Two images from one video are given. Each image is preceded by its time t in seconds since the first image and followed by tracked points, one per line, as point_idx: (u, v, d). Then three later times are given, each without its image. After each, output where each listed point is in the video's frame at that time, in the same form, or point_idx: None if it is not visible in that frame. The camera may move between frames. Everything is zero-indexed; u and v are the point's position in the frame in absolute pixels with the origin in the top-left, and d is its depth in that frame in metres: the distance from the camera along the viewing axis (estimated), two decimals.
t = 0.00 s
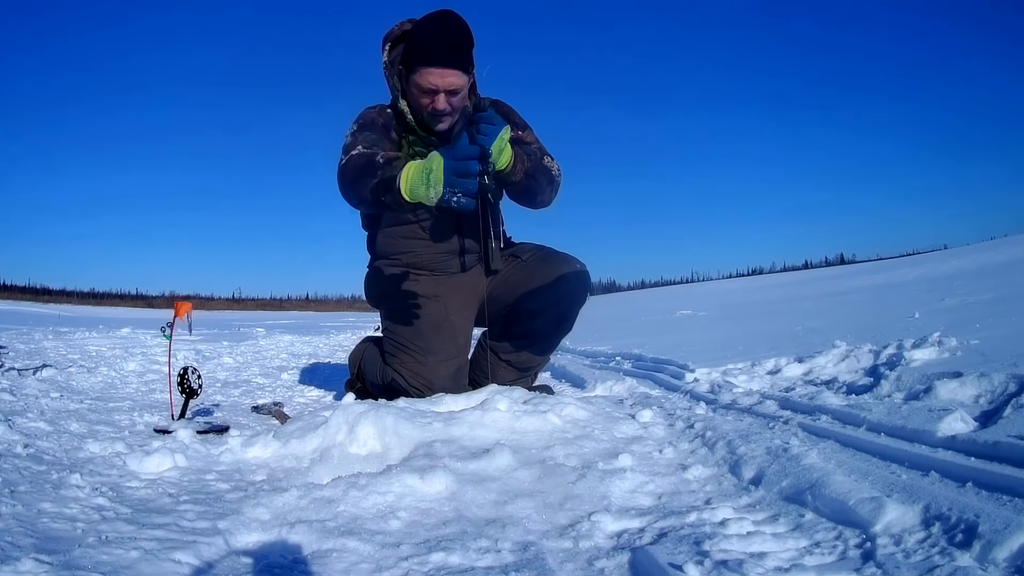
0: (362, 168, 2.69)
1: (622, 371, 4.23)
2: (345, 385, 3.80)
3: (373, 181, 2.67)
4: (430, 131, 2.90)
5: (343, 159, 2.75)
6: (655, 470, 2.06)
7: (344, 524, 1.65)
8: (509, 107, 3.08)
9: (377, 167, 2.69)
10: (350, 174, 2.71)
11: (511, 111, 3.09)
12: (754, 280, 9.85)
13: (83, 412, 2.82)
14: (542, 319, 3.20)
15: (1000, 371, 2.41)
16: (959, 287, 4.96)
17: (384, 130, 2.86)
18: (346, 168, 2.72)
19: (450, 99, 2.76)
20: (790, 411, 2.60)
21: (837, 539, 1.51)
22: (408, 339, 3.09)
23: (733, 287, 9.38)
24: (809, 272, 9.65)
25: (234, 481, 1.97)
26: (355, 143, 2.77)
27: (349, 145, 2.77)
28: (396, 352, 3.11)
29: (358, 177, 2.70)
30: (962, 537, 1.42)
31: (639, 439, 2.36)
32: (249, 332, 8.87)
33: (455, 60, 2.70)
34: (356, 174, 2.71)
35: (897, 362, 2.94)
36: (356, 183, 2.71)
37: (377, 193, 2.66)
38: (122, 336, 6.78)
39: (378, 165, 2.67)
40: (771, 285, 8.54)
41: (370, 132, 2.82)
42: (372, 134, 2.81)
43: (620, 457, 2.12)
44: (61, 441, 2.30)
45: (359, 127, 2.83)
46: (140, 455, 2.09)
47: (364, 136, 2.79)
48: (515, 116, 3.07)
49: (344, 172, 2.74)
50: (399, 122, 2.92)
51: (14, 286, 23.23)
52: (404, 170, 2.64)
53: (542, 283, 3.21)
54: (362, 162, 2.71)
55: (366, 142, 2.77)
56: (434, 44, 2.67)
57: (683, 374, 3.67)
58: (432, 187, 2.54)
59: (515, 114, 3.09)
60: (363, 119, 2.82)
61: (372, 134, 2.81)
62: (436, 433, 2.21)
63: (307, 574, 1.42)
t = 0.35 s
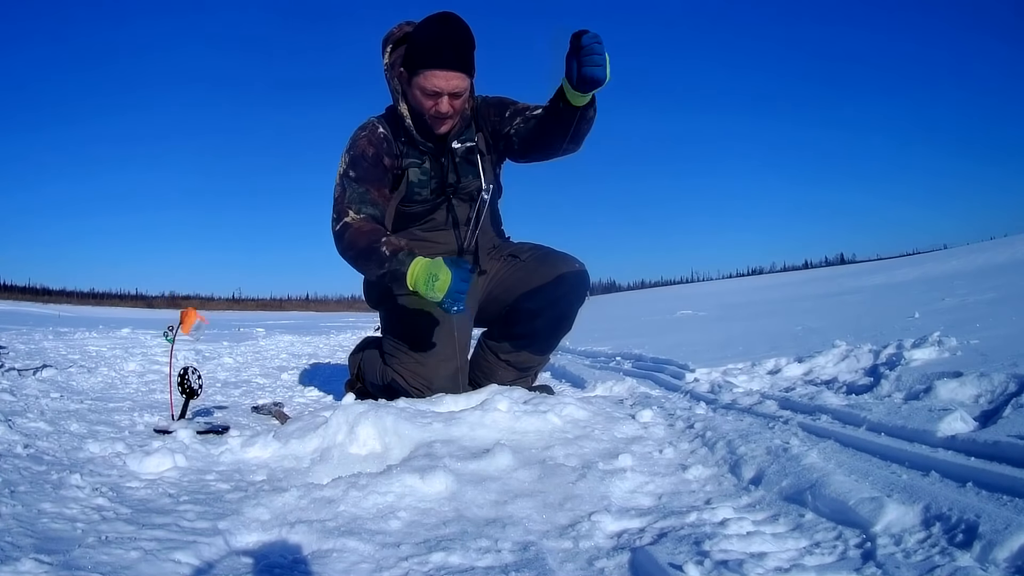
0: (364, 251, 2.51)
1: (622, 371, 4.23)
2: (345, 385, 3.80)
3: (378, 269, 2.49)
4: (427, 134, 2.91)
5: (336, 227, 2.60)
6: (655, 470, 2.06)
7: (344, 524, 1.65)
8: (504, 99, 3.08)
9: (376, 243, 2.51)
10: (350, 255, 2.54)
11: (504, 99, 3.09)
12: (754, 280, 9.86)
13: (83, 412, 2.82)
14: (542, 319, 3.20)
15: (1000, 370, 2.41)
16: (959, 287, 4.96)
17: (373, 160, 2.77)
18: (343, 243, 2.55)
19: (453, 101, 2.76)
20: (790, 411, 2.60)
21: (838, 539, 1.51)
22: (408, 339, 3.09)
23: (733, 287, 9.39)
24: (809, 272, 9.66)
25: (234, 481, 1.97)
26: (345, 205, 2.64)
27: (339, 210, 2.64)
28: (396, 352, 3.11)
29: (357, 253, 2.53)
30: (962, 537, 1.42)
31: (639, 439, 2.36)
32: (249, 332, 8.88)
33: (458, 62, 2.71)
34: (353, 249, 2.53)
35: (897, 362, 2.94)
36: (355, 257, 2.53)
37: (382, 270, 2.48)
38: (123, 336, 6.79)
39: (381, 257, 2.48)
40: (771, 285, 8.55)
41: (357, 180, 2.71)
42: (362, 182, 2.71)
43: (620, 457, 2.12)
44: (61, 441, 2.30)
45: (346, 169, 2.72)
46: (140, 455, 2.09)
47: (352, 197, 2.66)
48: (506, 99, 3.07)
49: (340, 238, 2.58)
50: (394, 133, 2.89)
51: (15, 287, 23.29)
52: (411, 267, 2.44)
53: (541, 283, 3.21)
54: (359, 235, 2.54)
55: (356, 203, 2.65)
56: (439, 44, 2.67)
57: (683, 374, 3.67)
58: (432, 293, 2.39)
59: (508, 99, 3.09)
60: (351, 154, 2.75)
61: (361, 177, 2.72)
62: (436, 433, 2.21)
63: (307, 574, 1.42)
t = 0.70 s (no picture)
0: (353, 168, 2.58)
1: (622, 371, 4.23)
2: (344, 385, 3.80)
3: (371, 175, 2.57)
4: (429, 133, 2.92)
5: (324, 159, 2.64)
6: (655, 470, 2.06)
7: (345, 524, 1.65)
8: (514, 113, 3.09)
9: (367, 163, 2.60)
10: (334, 178, 2.58)
11: (516, 116, 3.09)
12: (754, 279, 9.85)
13: (82, 412, 2.83)
14: (542, 319, 3.19)
15: (1000, 370, 2.41)
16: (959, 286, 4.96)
17: (372, 134, 2.82)
18: (332, 172, 2.59)
19: (453, 102, 2.76)
20: (790, 411, 2.60)
21: (837, 539, 1.51)
22: (408, 339, 3.08)
23: (732, 287, 9.40)
24: (808, 272, 9.67)
25: (234, 481, 1.97)
26: (337, 146, 2.67)
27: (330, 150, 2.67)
28: (396, 353, 3.11)
29: (346, 176, 2.57)
30: (962, 537, 1.42)
31: (639, 439, 2.36)
32: (249, 333, 8.88)
33: (459, 63, 2.70)
34: (340, 172, 2.58)
35: (897, 362, 2.94)
36: (343, 177, 2.57)
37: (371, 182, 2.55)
38: (122, 336, 6.81)
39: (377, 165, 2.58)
40: (771, 285, 8.55)
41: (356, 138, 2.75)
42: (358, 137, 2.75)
43: (620, 457, 2.12)
44: (61, 441, 2.31)
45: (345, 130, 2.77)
46: (140, 455, 2.09)
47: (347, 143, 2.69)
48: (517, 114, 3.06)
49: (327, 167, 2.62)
50: (397, 125, 2.92)
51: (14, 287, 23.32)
52: (405, 172, 2.48)
53: (541, 283, 3.22)
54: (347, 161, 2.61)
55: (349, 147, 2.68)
56: (440, 45, 2.67)
57: (683, 374, 3.67)
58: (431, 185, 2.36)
59: (521, 118, 3.08)
60: (353, 122, 2.79)
61: (359, 136, 2.76)
62: (436, 433, 2.21)
63: (307, 574, 1.42)
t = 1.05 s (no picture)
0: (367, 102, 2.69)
1: (622, 371, 4.23)
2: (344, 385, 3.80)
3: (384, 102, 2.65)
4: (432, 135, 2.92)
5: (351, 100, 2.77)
6: (655, 470, 2.06)
7: (344, 524, 1.65)
8: (517, 128, 3.12)
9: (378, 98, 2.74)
10: (344, 115, 2.73)
11: (519, 130, 3.11)
12: (754, 279, 9.86)
13: (82, 412, 2.83)
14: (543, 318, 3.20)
15: (1000, 370, 2.41)
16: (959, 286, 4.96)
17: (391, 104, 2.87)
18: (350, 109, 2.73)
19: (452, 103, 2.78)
20: (790, 411, 2.61)
21: (837, 539, 1.51)
22: (408, 338, 3.07)
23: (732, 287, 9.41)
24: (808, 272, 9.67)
25: (234, 481, 1.97)
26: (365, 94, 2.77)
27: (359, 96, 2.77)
28: (396, 352, 3.09)
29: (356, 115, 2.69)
30: (962, 537, 1.42)
31: (638, 439, 2.36)
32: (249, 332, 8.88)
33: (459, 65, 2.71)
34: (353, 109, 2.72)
35: (897, 362, 2.94)
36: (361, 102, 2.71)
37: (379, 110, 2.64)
38: (122, 336, 6.82)
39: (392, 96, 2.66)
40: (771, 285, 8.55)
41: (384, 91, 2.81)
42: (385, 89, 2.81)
43: (620, 457, 2.12)
44: (61, 441, 2.31)
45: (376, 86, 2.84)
46: (140, 455, 2.09)
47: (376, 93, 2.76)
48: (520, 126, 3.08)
49: (335, 113, 2.80)
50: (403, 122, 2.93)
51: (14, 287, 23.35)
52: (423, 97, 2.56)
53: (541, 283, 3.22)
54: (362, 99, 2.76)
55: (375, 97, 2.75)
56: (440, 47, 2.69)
57: (683, 374, 3.67)
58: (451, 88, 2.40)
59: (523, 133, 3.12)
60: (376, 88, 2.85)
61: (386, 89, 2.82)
62: (436, 433, 2.21)
63: (307, 574, 1.42)
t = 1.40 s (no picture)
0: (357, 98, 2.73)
1: (622, 372, 4.23)
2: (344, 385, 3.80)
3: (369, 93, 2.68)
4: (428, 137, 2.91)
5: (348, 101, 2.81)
6: (655, 470, 2.06)
7: (344, 524, 1.65)
8: (515, 122, 3.07)
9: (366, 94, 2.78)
10: (341, 119, 2.77)
11: (517, 127, 3.05)
12: (754, 279, 9.87)
13: (82, 412, 2.83)
14: (542, 319, 3.20)
15: (1000, 370, 2.42)
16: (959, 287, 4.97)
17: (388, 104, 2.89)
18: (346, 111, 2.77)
19: (443, 104, 2.70)
20: (790, 411, 2.61)
21: (837, 539, 1.51)
22: (407, 339, 3.08)
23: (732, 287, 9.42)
24: (808, 272, 9.69)
25: (234, 481, 1.97)
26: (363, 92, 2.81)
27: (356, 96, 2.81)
28: (396, 352, 3.10)
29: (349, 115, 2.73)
30: (962, 537, 1.42)
31: (638, 439, 2.37)
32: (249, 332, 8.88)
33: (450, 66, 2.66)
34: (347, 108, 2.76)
35: (897, 362, 2.94)
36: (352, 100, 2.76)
37: (367, 106, 2.67)
38: (122, 336, 6.81)
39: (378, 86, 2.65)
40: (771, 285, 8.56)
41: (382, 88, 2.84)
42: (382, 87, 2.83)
43: (620, 457, 2.12)
44: (61, 441, 2.31)
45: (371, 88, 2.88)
46: (140, 454, 2.09)
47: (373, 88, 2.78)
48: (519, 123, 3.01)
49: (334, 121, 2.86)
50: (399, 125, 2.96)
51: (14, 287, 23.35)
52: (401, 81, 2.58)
53: (541, 283, 3.21)
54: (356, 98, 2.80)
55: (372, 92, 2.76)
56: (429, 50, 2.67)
57: (683, 374, 3.67)
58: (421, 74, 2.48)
59: (520, 131, 3.06)
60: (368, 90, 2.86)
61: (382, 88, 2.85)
62: (436, 433, 2.21)
63: (307, 574, 1.42)
